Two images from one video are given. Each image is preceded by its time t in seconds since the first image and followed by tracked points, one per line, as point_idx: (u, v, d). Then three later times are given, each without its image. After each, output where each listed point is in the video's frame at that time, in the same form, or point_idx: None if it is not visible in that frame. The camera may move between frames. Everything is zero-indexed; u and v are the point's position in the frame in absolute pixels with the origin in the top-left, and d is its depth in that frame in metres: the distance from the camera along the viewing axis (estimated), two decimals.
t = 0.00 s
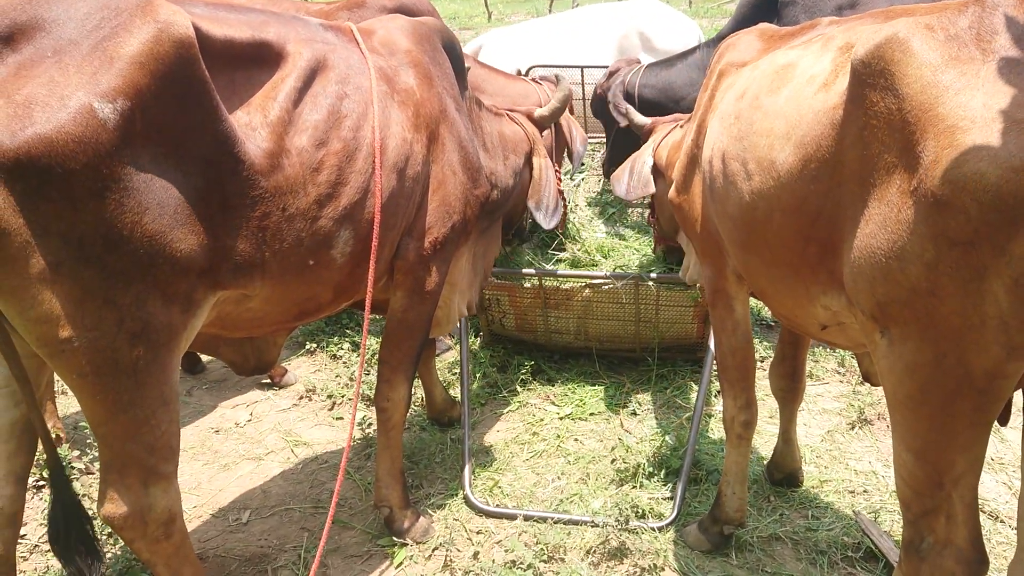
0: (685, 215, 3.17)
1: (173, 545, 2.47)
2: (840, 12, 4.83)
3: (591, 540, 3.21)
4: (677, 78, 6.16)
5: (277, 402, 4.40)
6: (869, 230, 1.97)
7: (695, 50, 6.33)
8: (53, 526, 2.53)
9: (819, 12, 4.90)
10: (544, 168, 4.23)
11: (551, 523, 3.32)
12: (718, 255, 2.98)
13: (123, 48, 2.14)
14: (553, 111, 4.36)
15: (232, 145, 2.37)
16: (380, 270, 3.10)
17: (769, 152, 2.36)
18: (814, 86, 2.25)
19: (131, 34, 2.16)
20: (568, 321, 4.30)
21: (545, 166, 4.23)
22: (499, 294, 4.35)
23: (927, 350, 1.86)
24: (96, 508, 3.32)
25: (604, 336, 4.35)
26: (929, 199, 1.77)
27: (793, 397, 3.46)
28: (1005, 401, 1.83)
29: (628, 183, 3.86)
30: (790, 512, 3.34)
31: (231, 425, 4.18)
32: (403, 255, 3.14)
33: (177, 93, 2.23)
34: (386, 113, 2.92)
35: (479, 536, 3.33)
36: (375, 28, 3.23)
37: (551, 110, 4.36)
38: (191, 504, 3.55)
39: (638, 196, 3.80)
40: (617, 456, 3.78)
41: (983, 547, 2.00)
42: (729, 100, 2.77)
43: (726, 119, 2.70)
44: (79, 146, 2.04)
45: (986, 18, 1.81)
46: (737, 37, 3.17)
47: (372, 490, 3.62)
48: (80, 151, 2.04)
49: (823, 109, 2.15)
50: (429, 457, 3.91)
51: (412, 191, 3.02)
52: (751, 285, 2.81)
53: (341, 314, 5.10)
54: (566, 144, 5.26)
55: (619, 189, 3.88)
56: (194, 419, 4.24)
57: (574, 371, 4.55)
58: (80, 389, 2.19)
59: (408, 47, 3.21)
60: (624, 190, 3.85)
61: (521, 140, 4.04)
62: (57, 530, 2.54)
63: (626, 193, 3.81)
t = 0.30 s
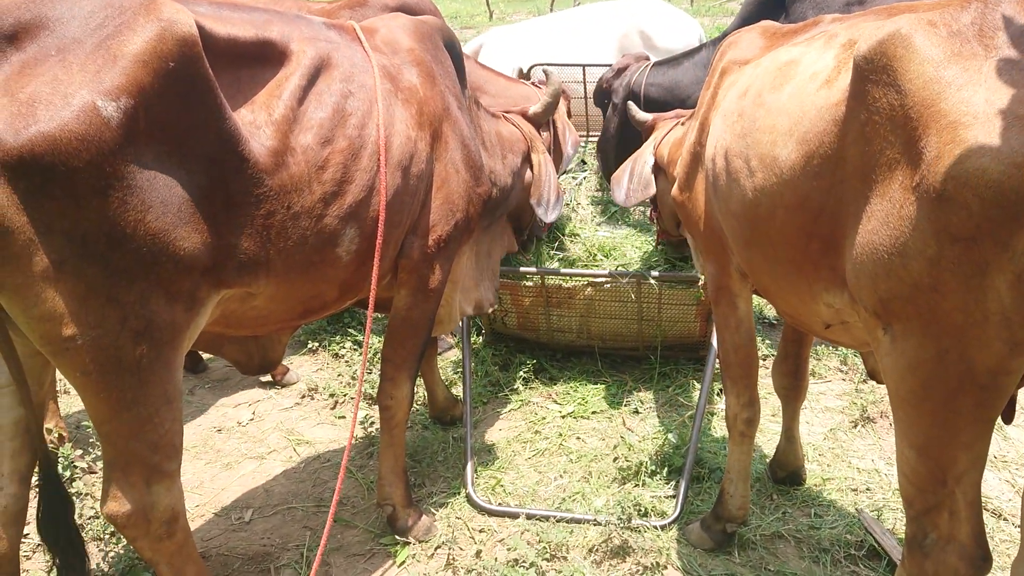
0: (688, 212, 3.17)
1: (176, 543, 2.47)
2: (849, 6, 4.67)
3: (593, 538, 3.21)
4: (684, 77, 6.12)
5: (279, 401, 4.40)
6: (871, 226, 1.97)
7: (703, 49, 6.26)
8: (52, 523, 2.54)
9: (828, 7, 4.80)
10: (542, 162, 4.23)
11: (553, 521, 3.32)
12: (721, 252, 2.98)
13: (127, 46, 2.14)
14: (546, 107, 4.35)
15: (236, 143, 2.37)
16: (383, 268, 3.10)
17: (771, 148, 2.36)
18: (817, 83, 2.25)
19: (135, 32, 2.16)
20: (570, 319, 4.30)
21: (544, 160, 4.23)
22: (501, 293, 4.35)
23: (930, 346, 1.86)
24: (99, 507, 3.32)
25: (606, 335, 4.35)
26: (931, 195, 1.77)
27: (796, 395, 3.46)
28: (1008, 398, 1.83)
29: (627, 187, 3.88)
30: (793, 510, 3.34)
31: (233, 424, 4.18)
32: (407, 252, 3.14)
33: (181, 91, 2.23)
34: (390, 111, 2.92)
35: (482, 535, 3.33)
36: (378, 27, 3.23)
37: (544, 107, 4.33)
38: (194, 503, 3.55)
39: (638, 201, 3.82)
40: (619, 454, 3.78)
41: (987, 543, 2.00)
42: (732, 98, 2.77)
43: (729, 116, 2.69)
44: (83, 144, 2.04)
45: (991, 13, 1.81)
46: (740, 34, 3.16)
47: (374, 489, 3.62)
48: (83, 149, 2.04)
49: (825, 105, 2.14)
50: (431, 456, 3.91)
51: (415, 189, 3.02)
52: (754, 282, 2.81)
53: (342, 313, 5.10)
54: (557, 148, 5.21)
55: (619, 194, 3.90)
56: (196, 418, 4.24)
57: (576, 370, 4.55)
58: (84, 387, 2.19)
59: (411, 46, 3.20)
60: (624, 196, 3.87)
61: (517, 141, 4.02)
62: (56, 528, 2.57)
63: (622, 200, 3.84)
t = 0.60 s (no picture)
0: (689, 211, 3.17)
1: (178, 542, 2.47)
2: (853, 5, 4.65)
3: (594, 537, 3.20)
4: (686, 76, 6.13)
5: (279, 400, 4.40)
6: (872, 225, 1.97)
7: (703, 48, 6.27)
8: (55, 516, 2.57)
9: (831, 6, 4.80)
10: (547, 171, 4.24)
11: (554, 520, 3.32)
12: (721, 251, 2.98)
13: (133, 45, 2.14)
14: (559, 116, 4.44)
15: (240, 142, 2.37)
16: (384, 267, 3.10)
17: (772, 147, 2.36)
18: (818, 82, 2.25)
19: (141, 31, 2.16)
20: (571, 319, 4.30)
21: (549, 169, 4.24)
22: (501, 292, 4.35)
23: (932, 345, 1.86)
24: (99, 507, 3.31)
25: (606, 334, 4.35)
26: (934, 193, 1.77)
27: (797, 394, 3.46)
28: (1011, 396, 1.83)
29: (633, 192, 3.86)
30: (794, 509, 3.34)
31: (234, 424, 4.17)
32: (408, 251, 3.14)
33: (187, 90, 2.23)
34: (392, 110, 2.92)
35: (483, 534, 3.33)
36: (379, 26, 3.22)
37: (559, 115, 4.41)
38: (195, 502, 3.55)
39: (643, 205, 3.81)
40: (619, 453, 3.78)
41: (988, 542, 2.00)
42: (732, 97, 2.77)
43: (730, 115, 2.70)
44: (91, 143, 2.03)
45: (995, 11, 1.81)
46: (741, 33, 3.16)
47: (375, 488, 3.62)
48: (90, 149, 2.03)
49: (826, 104, 2.14)
50: (432, 456, 3.91)
51: (417, 187, 3.02)
52: (754, 281, 2.81)
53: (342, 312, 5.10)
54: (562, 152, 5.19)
55: (625, 198, 3.89)
56: (197, 417, 4.24)
57: (576, 369, 4.55)
58: (89, 387, 2.19)
59: (411, 45, 3.20)
60: (630, 201, 3.86)
61: (523, 145, 4.04)
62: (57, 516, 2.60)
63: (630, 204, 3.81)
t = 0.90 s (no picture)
0: (689, 210, 3.17)
1: (179, 541, 2.47)
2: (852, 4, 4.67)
3: (594, 536, 3.20)
4: (684, 74, 6.14)
5: (279, 400, 4.40)
6: (872, 224, 1.97)
7: (703, 47, 6.27)
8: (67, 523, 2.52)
9: (831, 5, 4.81)
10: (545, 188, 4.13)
11: (554, 520, 3.32)
12: (721, 250, 2.98)
13: (134, 45, 2.14)
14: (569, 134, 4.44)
15: (242, 142, 2.38)
16: (384, 266, 3.11)
17: (772, 146, 2.36)
18: (818, 81, 2.25)
19: (143, 31, 2.16)
20: (571, 318, 4.30)
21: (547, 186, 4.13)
22: (501, 292, 4.36)
23: (931, 344, 1.86)
24: (100, 506, 3.30)
25: (606, 334, 4.36)
26: (933, 193, 1.77)
27: (797, 393, 3.47)
28: (1010, 396, 1.83)
29: (632, 195, 3.85)
30: (794, 508, 3.34)
31: (234, 423, 4.18)
32: (407, 250, 3.14)
33: (189, 89, 2.23)
34: (392, 109, 2.92)
35: (483, 533, 3.33)
36: (378, 26, 3.23)
37: (569, 132, 4.42)
38: (195, 502, 3.55)
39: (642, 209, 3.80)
40: (619, 453, 3.78)
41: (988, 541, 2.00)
42: (732, 96, 2.77)
43: (730, 114, 2.70)
44: (93, 142, 2.04)
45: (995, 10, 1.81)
46: (742, 32, 3.16)
47: (375, 487, 3.63)
48: (93, 148, 2.04)
49: (826, 102, 2.15)
50: (432, 455, 3.91)
51: (417, 186, 3.03)
52: (754, 280, 2.82)
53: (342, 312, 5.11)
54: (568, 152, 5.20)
55: (624, 201, 3.89)
56: (197, 417, 4.24)
57: (576, 368, 4.56)
58: (91, 386, 2.19)
59: (410, 45, 3.21)
60: (629, 204, 3.86)
61: (524, 153, 4.07)
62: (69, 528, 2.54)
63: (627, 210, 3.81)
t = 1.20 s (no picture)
0: (689, 208, 3.17)
1: (178, 539, 2.48)
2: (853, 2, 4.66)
3: (594, 535, 3.21)
4: (683, 76, 6.11)
5: (279, 399, 4.40)
6: (871, 223, 1.97)
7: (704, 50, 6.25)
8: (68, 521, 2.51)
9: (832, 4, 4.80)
10: (551, 197, 4.28)
11: (554, 519, 3.32)
12: (722, 248, 2.98)
13: (133, 44, 2.14)
14: (568, 143, 4.36)
15: (240, 140, 2.38)
16: (383, 264, 3.11)
17: (772, 145, 2.36)
18: (817, 80, 2.25)
19: (141, 29, 2.16)
20: (571, 317, 4.30)
21: (552, 194, 4.28)
22: (501, 290, 4.36)
23: (930, 343, 1.86)
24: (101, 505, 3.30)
25: (606, 332, 4.36)
26: (931, 192, 1.77)
27: (796, 391, 3.47)
28: (1009, 395, 1.83)
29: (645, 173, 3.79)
30: (793, 507, 3.34)
31: (234, 422, 4.18)
32: (406, 248, 3.14)
33: (187, 87, 2.23)
34: (390, 108, 2.92)
35: (483, 532, 3.33)
36: (376, 25, 3.23)
37: (567, 143, 4.35)
38: (195, 500, 3.55)
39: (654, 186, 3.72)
40: (619, 451, 3.78)
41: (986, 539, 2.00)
42: (733, 95, 2.77)
43: (730, 113, 2.70)
44: (93, 140, 2.04)
45: (993, 8, 1.81)
46: (743, 31, 3.15)
47: (375, 486, 3.63)
48: (92, 146, 2.04)
49: (826, 101, 2.14)
50: (432, 454, 3.91)
51: (416, 184, 3.03)
52: (754, 279, 2.81)
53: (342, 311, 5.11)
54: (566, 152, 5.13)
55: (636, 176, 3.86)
56: (197, 415, 4.24)
57: (576, 367, 4.56)
58: (90, 385, 2.19)
59: (408, 44, 3.21)
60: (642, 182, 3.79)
61: (529, 171, 4.13)
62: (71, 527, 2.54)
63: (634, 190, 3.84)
